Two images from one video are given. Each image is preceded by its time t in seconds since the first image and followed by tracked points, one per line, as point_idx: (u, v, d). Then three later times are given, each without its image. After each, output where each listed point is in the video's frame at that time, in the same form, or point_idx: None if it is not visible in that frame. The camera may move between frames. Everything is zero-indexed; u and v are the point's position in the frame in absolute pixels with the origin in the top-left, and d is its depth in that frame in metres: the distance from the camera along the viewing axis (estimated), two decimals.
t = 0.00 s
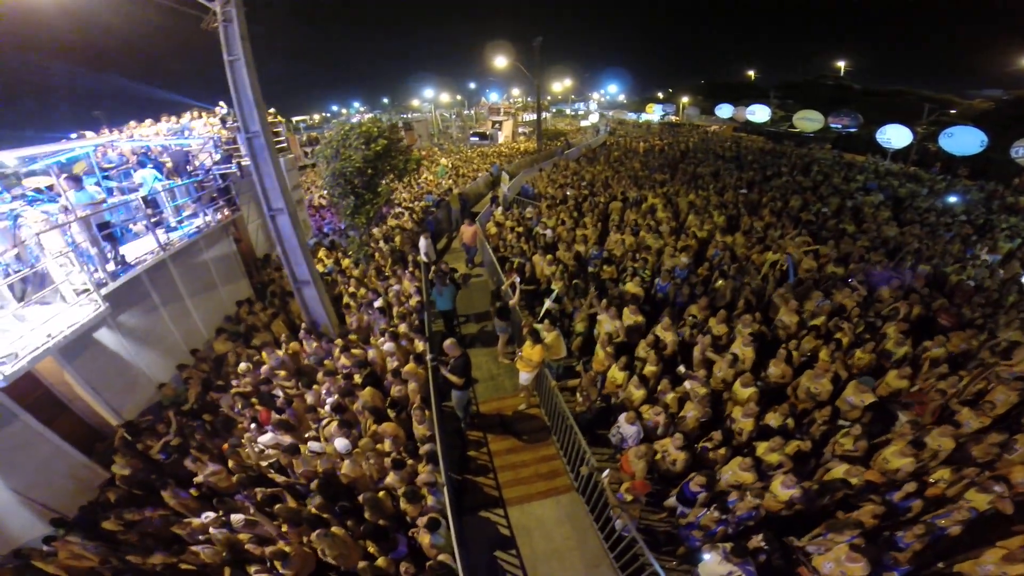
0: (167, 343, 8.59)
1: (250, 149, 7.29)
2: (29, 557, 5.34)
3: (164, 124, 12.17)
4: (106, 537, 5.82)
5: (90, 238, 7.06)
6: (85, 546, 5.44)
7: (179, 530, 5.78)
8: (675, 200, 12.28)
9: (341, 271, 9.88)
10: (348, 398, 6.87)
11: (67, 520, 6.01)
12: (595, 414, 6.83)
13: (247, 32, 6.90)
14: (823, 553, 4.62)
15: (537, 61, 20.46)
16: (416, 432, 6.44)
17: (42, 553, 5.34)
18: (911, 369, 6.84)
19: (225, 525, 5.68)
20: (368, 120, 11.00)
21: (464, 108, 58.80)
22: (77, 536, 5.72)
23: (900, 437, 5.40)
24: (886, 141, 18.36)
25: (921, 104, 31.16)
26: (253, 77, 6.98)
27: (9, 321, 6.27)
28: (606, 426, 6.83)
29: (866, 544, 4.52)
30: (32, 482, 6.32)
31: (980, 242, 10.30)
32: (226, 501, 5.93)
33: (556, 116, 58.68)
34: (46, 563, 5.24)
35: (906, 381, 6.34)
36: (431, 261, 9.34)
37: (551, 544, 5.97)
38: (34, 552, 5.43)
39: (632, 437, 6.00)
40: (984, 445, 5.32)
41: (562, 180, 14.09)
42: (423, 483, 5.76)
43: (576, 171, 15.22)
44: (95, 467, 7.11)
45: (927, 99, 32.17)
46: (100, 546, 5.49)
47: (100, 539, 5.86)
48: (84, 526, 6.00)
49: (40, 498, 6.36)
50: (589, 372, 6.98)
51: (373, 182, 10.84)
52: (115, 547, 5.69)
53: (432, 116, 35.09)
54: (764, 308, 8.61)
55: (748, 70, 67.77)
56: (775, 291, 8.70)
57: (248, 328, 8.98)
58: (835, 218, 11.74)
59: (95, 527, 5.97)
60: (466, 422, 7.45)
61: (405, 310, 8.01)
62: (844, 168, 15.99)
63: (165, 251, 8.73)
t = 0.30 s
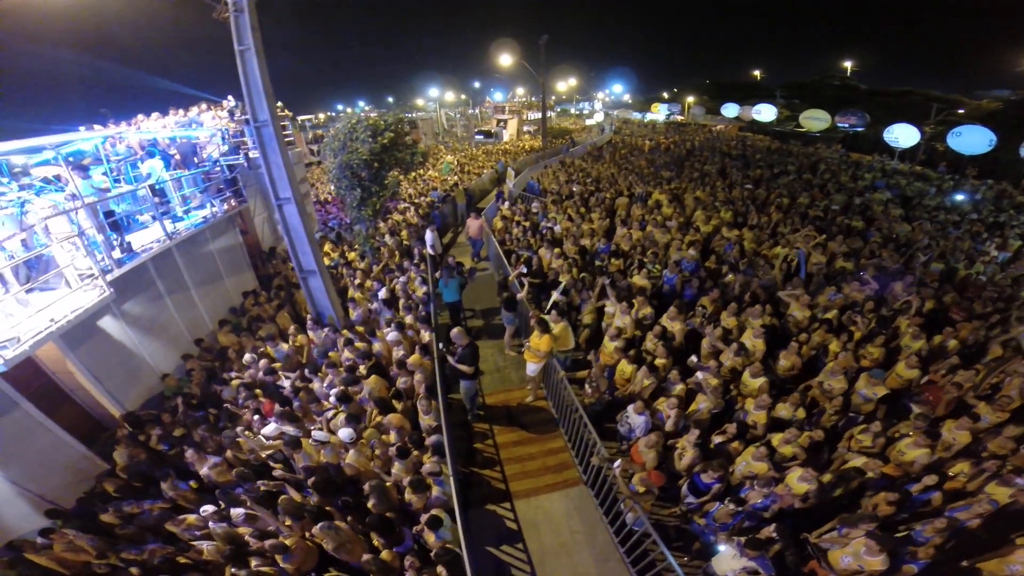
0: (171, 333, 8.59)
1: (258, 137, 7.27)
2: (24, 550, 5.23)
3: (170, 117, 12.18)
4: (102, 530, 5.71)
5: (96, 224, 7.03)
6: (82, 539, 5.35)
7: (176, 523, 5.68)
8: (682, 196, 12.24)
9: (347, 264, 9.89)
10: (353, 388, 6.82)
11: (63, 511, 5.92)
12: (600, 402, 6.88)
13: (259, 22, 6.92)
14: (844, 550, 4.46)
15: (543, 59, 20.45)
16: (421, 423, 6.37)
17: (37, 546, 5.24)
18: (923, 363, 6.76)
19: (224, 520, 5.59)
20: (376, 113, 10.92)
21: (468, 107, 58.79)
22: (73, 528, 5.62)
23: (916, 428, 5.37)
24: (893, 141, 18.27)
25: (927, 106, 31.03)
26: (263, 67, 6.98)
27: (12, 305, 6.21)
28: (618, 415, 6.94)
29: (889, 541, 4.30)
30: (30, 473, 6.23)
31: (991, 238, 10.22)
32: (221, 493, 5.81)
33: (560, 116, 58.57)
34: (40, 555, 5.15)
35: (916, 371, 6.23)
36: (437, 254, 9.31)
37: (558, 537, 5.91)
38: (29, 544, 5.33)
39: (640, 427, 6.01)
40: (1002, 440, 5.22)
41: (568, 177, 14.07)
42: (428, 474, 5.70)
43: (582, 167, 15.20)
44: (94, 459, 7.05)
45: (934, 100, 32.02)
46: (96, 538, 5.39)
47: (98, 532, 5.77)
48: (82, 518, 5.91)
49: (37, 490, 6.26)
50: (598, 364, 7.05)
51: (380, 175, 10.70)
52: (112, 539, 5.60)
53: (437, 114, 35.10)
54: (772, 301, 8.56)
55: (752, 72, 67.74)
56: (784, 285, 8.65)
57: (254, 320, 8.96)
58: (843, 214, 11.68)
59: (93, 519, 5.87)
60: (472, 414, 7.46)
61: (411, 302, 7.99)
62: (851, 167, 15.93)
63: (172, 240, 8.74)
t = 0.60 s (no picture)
0: (182, 324, 8.65)
1: (271, 129, 7.31)
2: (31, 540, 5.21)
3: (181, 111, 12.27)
4: (108, 521, 5.69)
5: (109, 214, 7.09)
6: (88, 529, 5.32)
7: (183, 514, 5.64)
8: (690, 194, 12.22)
9: (356, 259, 9.95)
10: (363, 380, 6.83)
11: (69, 501, 5.90)
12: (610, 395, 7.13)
13: (272, 15, 6.99)
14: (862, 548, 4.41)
15: (550, 59, 20.43)
16: (430, 415, 6.45)
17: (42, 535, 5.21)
18: (936, 360, 6.71)
19: (232, 513, 5.57)
20: (386, 108, 10.88)
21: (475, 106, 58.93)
22: (79, 519, 5.60)
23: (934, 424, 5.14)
24: (903, 141, 18.17)
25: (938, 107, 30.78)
26: (277, 59, 7.05)
27: (24, 292, 6.26)
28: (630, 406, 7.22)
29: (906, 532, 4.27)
30: (37, 464, 6.22)
31: (1004, 237, 10.14)
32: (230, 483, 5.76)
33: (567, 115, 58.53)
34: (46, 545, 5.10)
35: (929, 365, 6.22)
36: (446, 248, 9.33)
37: (566, 531, 5.88)
38: (34, 534, 5.31)
39: (652, 419, 6.03)
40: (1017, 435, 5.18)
41: (576, 174, 14.08)
42: (436, 468, 5.68)
43: (590, 165, 15.20)
44: (101, 450, 7.03)
45: (945, 101, 31.78)
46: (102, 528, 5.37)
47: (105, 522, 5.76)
48: (88, 509, 5.89)
49: (43, 481, 6.24)
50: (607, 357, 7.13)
51: (389, 171, 10.66)
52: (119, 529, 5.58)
53: (443, 113, 35.19)
54: (782, 297, 8.51)
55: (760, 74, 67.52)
56: (793, 283, 8.63)
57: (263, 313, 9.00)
58: (853, 213, 11.62)
59: (100, 510, 5.87)
60: (481, 407, 7.47)
61: (421, 295, 8.01)
62: (861, 166, 15.85)
63: (184, 232, 8.81)
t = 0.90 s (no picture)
0: (212, 315, 8.92)
1: (304, 127, 7.47)
2: (63, 526, 5.43)
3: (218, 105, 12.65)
4: (136, 508, 5.88)
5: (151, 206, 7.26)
6: (118, 517, 5.52)
7: (208, 503, 5.78)
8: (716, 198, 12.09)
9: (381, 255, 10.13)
10: (388, 375, 6.96)
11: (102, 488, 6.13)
12: (632, 397, 7.06)
13: (307, 14, 7.14)
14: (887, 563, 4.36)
15: (575, 58, 20.31)
16: (452, 411, 6.57)
17: (74, 521, 5.42)
18: (968, 373, 6.56)
19: (257, 504, 5.70)
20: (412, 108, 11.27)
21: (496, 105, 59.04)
22: (110, 505, 5.81)
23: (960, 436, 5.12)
24: (938, 147, 17.63)
25: (976, 111, 29.73)
26: (311, 57, 7.19)
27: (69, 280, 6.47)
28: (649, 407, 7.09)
29: (930, 548, 4.10)
30: (71, 451, 6.48)
31: None
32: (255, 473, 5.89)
33: (589, 115, 58.19)
34: (75, 532, 5.30)
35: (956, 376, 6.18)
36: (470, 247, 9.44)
37: (584, 532, 5.91)
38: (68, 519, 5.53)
39: (674, 423, 5.97)
40: None
41: (600, 175, 14.05)
42: (458, 464, 5.77)
43: (613, 167, 15.16)
44: (133, 438, 7.28)
45: (983, 105, 30.66)
46: (132, 518, 5.58)
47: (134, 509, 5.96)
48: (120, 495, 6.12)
49: (75, 468, 6.49)
50: (630, 359, 7.16)
51: (415, 169, 11.11)
52: (147, 517, 5.77)
53: (467, 112, 35.42)
54: (810, 303, 8.37)
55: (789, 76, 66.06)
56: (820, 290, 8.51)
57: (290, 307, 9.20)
58: (883, 220, 11.36)
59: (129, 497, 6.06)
60: (501, 405, 7.52)
61: (445, 292, 8.13)
62: (893, 173, 15.45)
63: (218, 225, 9.09)
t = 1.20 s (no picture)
0: (257, 306, 9.30)
1: (353, 126, 7.67)
2: (110, 511, 5.79)
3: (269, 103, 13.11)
4: (178, 495, 6.18)
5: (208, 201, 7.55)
6: (160, 503, 5.86)
7: (249, 495, 6.03)
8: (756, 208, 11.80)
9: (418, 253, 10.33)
10: (425, 373, 7.11)
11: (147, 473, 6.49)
12: (666, 406, 7.01)
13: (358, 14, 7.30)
14: None
15: (611, 59, 19.98)
16: (485, 411, 6.64)
17: (117, 506, 5.76)
18: None
19: (292, 494, 5.89)
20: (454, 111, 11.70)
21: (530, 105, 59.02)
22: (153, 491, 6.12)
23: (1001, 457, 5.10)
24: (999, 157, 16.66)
25: None
26: (361, 56, 7.37)
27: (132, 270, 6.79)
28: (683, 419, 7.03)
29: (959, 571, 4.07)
30: (120, 435, 6.85)
31: None
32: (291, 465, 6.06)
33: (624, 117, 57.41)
34: (117, 517, 5.68)
35: (1005, 401, 5.83)
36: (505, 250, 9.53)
37: (610, 537, 5.91)
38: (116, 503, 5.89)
39: (710, 436, 5.87)
40: None
41: (636, 180, 13.93)
42: (491, 463, 5.83)
43: (650, 172, 14.97)
44: (178, 423, 7.63)
45: None
46: (172, 505, 5.88)
47: (176, 494, 6.25)
48: (162, 481, 6.44)
49: (123, 452, 6.86)
50: (665, 369, 7.15)
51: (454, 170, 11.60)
52: (187, 502, 6.06)
53: (502, 112, 35.55)
54: (852, 319, 8.13)
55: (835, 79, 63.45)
56: (865, 305, 8.23)
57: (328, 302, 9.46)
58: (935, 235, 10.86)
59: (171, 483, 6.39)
60: (532, 407, 7.53)
61: (480, 293, 8.24)
62: (947, 184, 14.72)
63: (268, 220, 9.52)
